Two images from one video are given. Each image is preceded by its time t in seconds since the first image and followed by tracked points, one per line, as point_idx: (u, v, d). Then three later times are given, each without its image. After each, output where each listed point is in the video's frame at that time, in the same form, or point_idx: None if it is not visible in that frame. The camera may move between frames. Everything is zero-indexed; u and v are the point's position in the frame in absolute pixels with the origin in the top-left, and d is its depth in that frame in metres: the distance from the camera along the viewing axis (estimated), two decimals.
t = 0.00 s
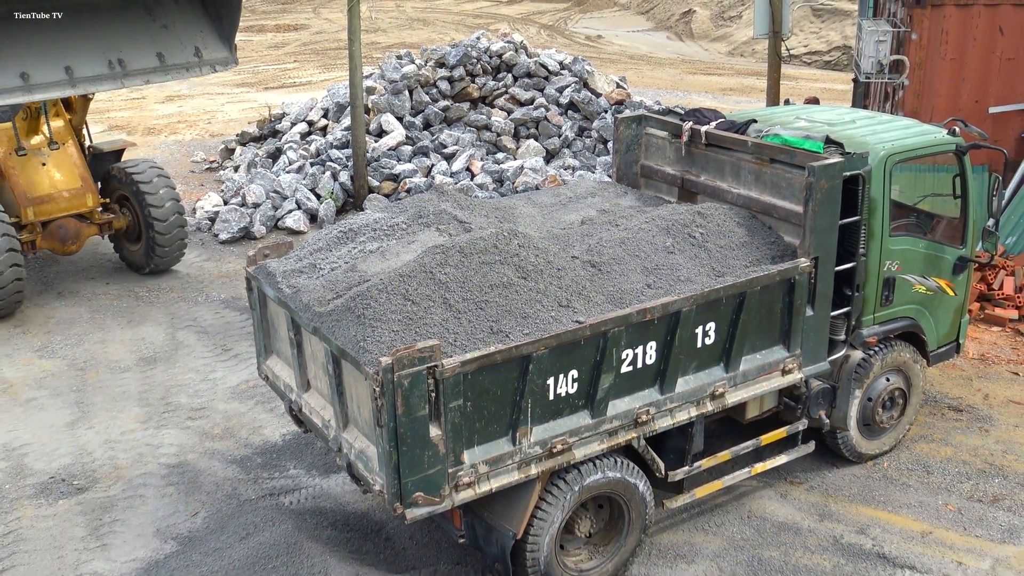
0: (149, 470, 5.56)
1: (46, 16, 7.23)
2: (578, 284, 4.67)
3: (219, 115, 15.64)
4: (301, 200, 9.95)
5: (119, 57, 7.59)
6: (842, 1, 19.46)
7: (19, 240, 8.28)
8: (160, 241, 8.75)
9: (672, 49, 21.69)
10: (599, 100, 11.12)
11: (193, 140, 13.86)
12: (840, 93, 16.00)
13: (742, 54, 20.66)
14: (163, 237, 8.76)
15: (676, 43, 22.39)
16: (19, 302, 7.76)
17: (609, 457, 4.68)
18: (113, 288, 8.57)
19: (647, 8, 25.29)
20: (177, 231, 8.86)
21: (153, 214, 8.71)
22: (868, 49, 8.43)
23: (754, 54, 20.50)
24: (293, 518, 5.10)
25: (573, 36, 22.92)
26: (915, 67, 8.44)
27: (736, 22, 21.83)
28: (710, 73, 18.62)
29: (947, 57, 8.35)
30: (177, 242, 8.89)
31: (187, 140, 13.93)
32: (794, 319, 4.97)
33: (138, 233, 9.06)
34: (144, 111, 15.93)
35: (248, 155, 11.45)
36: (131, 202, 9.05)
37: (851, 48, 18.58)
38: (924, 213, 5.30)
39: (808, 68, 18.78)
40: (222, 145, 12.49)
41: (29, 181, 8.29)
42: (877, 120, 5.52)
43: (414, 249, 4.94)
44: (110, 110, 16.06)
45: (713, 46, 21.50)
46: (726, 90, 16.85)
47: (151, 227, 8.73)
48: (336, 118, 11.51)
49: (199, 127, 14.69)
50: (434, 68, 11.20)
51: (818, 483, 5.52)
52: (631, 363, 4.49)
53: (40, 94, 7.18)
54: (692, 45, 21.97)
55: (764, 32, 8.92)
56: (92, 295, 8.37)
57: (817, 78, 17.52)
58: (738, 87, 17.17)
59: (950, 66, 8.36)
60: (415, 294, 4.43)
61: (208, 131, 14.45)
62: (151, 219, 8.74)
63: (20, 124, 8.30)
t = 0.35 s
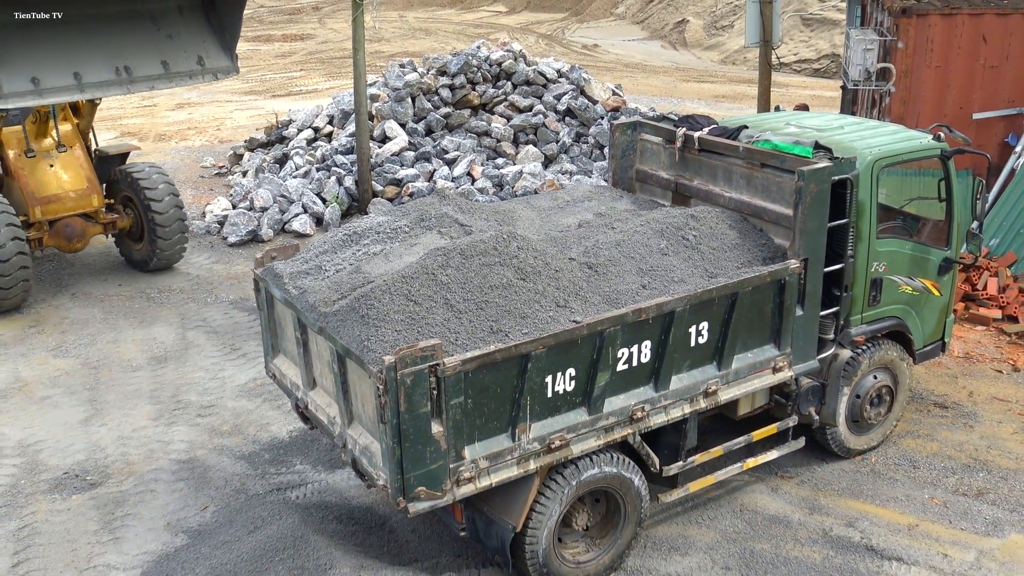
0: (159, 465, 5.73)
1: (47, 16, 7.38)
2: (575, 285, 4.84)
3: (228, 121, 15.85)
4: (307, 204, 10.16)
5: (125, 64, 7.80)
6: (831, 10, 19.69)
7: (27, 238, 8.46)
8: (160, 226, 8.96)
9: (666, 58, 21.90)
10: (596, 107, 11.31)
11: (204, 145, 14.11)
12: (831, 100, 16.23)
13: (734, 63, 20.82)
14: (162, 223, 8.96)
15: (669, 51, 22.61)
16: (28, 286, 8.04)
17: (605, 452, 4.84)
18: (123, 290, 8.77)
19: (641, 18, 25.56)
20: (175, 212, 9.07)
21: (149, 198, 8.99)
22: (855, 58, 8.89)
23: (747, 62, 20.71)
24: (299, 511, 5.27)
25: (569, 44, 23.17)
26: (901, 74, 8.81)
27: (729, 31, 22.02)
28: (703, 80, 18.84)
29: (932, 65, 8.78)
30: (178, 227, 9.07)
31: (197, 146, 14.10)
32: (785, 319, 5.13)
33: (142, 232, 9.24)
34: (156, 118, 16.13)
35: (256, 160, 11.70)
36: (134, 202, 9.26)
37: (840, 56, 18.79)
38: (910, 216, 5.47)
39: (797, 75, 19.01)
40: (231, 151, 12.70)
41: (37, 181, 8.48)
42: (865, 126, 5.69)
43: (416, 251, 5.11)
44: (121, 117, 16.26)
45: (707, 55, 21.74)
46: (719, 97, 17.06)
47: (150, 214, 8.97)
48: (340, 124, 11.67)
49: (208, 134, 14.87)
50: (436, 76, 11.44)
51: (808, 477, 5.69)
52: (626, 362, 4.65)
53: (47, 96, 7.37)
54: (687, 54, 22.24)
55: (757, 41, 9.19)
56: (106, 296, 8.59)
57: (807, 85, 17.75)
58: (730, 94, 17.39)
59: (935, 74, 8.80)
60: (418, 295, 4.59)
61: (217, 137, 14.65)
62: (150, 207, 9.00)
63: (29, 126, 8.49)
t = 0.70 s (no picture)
0: (168, 462, 5.89)
1: (47, 17, 7.53)
2: (572, 286, 4.99)
3: (235, 127, 16.03)
4: (312, 208, 10.30)
5: (131, 72, 7.99)
6: (821, 19, 19.88)
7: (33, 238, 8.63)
8: (158, 212, 9.16)
9: (661, 66, 22.05)
10: (592, 114, 11.49)
11: (212, 151, 14.30)
12: (822, 108, 16.45)
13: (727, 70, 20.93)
14: (161, 209, 9.18)
15: (664, 60, 22.79)
16: (36, 274, 8.34)
17: (601, 449, 4.98)
18: (132, 290, 8.94)
19: (636, 27, 25.77)
20: (171, 198, 9.30)
21: (145, 187, 9.21)
22: (844, 65, 9.26)
23: (738, 70, 20.93)
24: (305, 506, 5.43)
25: (568, 53, 23.38)
26: (889, 81, 9.06)
27: (722, 40, 22.16)
28: (697, 87, 19.03)
29: (919, 73, 9.03)
30: (176, 212, 9.26)
31: (205, 152, 14.26)
32: (776, 319, 5.29)
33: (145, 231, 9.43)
34: (165, 125, 16.29)
35: (263, 165, 11.85)
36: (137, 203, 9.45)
37: (829, 64, 18.96)
38: (897, 219, 5.65)
39: (787, 83, 19.20)
40: (239, 156, 12.86)
41: (43, 183, 8.63)
42: (854, 131, 5.87)
43: (418, 253, 5.27)
44: (131, 123, 16.42)
45: (700, 63, 21.90)
46: (712, 104, 17.26)
47: (149, 204, 9.19)
48: (344, 131, 11.88)
49: (216, 140, 15.03)
50: (437, 83, 11.62)
51: (799, 472, 5.86)
52: (622, 361, 4.80)
53: (58, 103, 7.52)
54: (680, 62, 22.38)
55: (748, 49, 9.39)
56: (115, 296, 8.76)
57: (797, 92, 17.97)
58: (723, 101, 17.59)
59: (921, 81, 9.06)
60: (420, 296, 4.74)
61: (224, 143, 14.83)
62: (150, 203, 9.21)
63: (36, 131, 8.62)
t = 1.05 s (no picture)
0: (177, 460, 6.06)
1: (46, 16, 7.79)
2: (569, 288, 5.16)
3: (240, 134, 16.18)
4: (316, 212, 10.47)
5: (134, 83, 8.50)
6: (809, 28, 20.11)
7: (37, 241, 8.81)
8: (156, 206, 9.34)
9: (654, 73, 22.21)
10: (588, 120, 11.65)
11: (219, 156, 14.49)
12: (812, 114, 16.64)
13: (718, 78, 21.05)
14: (159, 203, 9.36)
15: (656, 67, 22.94)
16: (39, 266, 8.50)
17: (598, 445, 5.13)
18: (139, 292, 9.12)
19: (629, 35, 25.98)
20: (167, 191, 9.48)
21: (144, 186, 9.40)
22: (831, 73, 9.44)
23: (730, 77, 20.82)
24: (309, 501, 5.58)
25: (564, 61, 23.59)
26: (875, 89, 9.28)
27: (713, 48, 22.31)
28: (690, 94, 19.22)
29: (904, 80, 9.26)
30: (174, 206, 9.44)
31: (211, 158, 14.42)
32: (766, 319, 5.46)
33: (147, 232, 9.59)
34: (172, 132, 16.44)
35: (267, 171, 12.01)
36: (138, 205, 9.60)
37: (817, 71, 19.15)
38: (884, 221, 5.82)
39: (775, 89, 19.37)
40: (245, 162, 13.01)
41: (47, 188, 8.78)
42: (842, 136, 6.05)
43: (419, 255, 5.43)
44: (140, 130, 16.59)
45: (691, 71, 22.02)
46: (703, 110, 17.45)
47: (148, 202, 9.37)
48: (347, 137, 12.03)
49: (223, 146, 15.19)
50: (437, 91, 11.82)
51: (790, 468, 6.03)
52: (617, 360, 4.96)
53: (61, 114, 8.01)
54: (672, 69, 22.51)
55: (737, 56, 9.60)
56: (126, 297, 8.95)
57: (787, 98, 18.19)
58: (715, 107, 17.78)
59: (906, 88, 9.28)
60: (420, 297, 4.90)
61: (230, 149, 14.99)
62: (150, 202, 9.38)
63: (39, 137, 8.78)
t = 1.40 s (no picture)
0: (185, 455, 6.24)
1: (46, 16, 7.97)
2: (567, 286, 5.31)
3: (247, 138, 16.33)
4: (320, 214, 10.64)
5: (144, 91, 8.78)
6: (798, 32, 20.32)
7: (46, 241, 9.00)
8: (158, 202, 9.51)
9: (648, 77, 22.37)
10: (584, 123, 11.80)
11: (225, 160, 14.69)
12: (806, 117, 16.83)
13: (711, 82, 21.20)
14: (160, 199, 9.54)
15: (650, 72, 23.09)
16: (46, 257, 8.65)
17: (595, 439, 5.25)
18: (148, 291, 9.32)
19: (625, 40, 26.17)
20: (168, 188, 9.65)
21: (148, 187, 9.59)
22: (820, 76, 9.52)
23: (722, 80, 21.07)
24: (315, 495, 5.74)
25: (560, 66, 23.80)
26: (863, 90, 9.48)
27: (706, 52, 22.48)
28: (684, 97, 19.40)
29: (892, 81, 9.50)
30: (175, 201, 9.60)
31: (218, 162, 14.58)
32: (758, 316, 5.62)
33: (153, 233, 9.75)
34: (180, 136, 16.60)
35: (273, 173, 12.19)
36: (144, 206, 9.77)
37: (808, 74, 19.36)
38: (873, 220, 5.99)
39: (767, 92, 19.54)
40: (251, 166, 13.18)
41: (56, 190, 8.95)
42: (832, 138, 6.23)
43: (421, 256, 5.58)
44: (149, 135, 16.76)
45: (685, 75, 22.18)
46: (697, 113, 17.63)
47: (152, 200, 9.54)
48: (350, 141, 12.22)
49: (229, 150, 15.36)
50: (437, 95, 11.97)
51: (782, 461, 6.21)
52: (614, 356, 5.10)
53: (73, 118, 8.28)
54: (666, 74, 22.65)
55: (728, 60, 9.83)
56: (138, 297, 9.15)
57: (778, 101, 18.39)
58: (709, 110, 17.95)
59: (895, 89, 9.52)
60: (422, 296, 5.04)
61: (237, 153, 15.16)
62: (155, 202, 9.56)
63: (49, 141, 8.96)
